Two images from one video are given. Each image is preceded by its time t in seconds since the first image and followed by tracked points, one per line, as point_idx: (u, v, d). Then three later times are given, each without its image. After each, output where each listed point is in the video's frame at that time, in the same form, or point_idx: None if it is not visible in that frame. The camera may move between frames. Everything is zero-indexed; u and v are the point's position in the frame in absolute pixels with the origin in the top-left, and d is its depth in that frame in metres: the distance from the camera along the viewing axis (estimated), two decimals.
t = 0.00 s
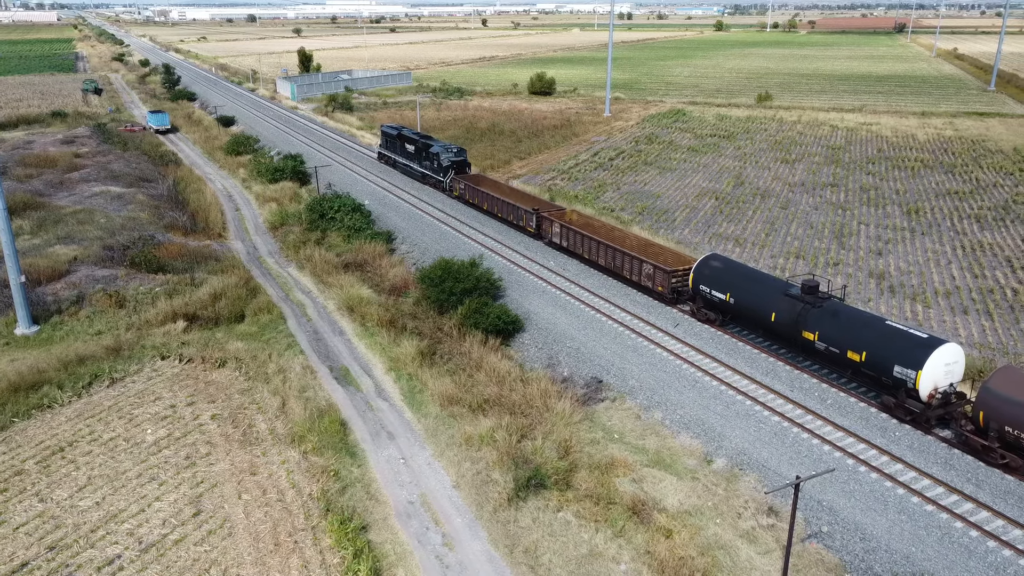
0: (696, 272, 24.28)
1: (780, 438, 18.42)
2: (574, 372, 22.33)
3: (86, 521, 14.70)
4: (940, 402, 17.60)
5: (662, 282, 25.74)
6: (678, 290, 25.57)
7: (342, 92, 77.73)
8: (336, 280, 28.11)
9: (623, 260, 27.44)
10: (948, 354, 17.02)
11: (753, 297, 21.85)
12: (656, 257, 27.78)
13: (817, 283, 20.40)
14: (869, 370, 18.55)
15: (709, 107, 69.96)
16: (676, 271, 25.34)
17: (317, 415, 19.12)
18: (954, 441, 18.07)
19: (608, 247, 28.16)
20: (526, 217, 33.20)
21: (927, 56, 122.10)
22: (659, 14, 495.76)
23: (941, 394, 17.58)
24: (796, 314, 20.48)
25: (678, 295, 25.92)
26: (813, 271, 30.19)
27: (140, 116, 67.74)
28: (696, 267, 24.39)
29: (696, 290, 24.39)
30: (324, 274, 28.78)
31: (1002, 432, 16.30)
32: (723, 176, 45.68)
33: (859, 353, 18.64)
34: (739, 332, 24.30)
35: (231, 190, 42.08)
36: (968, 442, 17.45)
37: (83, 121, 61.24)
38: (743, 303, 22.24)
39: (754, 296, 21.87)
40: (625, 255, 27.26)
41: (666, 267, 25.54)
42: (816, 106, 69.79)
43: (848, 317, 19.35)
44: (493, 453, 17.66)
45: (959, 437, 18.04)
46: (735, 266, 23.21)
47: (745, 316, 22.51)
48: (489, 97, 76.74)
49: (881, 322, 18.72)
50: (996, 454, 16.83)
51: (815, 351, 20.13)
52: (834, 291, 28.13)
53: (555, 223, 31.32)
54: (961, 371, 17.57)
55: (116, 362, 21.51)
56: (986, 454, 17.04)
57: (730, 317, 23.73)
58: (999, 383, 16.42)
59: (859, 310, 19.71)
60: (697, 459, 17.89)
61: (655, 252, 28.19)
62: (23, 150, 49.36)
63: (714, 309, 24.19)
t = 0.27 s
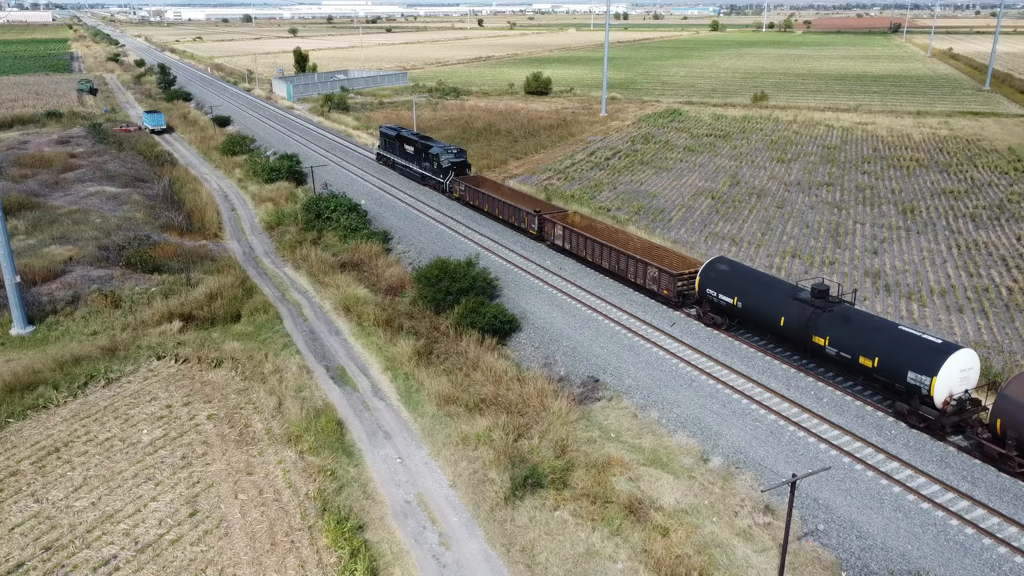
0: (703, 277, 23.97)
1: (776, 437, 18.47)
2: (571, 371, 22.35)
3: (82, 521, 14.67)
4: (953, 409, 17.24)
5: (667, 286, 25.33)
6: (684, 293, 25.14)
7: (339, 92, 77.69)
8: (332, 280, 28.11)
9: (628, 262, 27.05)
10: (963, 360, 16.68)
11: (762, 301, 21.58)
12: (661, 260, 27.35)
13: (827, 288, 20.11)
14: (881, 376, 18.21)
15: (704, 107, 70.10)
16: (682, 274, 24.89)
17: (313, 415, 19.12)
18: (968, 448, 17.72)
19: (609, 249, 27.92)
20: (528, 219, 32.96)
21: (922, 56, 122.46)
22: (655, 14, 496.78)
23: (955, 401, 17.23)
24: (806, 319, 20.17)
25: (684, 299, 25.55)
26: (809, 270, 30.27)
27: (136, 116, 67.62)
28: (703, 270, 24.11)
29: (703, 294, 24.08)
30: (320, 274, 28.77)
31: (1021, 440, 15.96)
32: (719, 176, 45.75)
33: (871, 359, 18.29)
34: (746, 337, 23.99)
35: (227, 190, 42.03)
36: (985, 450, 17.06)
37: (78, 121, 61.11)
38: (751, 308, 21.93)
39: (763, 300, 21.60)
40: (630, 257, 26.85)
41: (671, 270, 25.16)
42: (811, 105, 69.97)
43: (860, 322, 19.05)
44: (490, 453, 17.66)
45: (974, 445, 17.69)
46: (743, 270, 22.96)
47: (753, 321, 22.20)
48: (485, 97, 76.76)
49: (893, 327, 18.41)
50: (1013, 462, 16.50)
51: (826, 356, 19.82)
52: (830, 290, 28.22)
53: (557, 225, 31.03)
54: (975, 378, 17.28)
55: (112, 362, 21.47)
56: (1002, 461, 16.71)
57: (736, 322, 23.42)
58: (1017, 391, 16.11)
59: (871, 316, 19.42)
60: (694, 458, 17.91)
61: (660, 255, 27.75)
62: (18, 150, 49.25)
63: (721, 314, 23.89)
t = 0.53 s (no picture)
0: (710, 280, 23.76)
1: (773, 435, 18.52)
2: (567, 370, 22.38)
3: (78, 521, 14.65)
4: (969, 415, 17.11)
5: (673, 290, 25.12)
6: (690, 297, 25.03)
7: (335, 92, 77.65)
8: (329, 280, 28.13)
9: (632, 265, 26.70)
10: (980, 367, 16.52)
11: (771, 305, 21.37)
12: (666, 263, 27.17)
13: (838, 292, 19.94)
14: (894, 381, 18.03)
15: (700, 107, 70.21)
16: (689, 278, 24.65)
17: (310, 414, 19.13)
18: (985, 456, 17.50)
19: (611, 251, 27.62)
20: (530, 221, 32.57)
21: (918, 56, 122.65)
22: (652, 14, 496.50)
23: (971, 408, 17.08)
24: (817, 324, 19.99)
25: (691, 302, 25.40)
26: (805, 270, 30.35)
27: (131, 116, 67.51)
28: (710, 274, 23.93)
29: (710, 298, 23.88)
30: (317, 274, 28.78)
31: None
32: (715, 176, 45.83)
33: (884, 364, 18.11)
34: (754, 342, 23.79)
35: (223, 190, 41.98)
36: (1002, 458, 16.83)
37: (74, 121, 60.99)
38: (761, 312, 21.74)
39: (772, 304, 21.39)
40: (634, 261, 26.54)
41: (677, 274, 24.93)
42: (807, 105, 70.10)
43: (872, 327, 18.86)
44: (486, 452, 17.67)
45: (990, 453, 17.50)
46: (751, 274, 22.75)
47: (762, 325, 22.00)
48: (481, 97, 76.75)
49: (906, 332, 18.23)
50: None
51: (837, 362, 19.62)
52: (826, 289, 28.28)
53: (560, 227, 30.63)
54: (991, 384, 17.14)
55: (107, 362, 21.44)
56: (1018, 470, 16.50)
57: (744, 326, 23.21)
58: None
59: (882, 320, 19.24)
60: (690, 456, 17.95)
61: (664, 258, 27.49)
62: (13, 150, 49.15)
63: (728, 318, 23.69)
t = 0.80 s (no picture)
0: (717, 283, 23.33)
1: (769, 434, 18.56)
2: (564, 369, 22.39)
3: (74, 522, 14.63)
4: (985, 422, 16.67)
5: (679, 293, 24.73)
6: (696, 301, 24.66)
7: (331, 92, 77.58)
8: (325, 279, 28.10)
9: (637, 269, 26.40)
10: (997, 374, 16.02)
11: (780, 309, 20.93)
12: (671, 266, 26.82)
13: (849, 296, 19.48)
14: (908, 388, 17.60)
15: (696, 107, 70.31)
16: (695, 282, 24.33)
17: (306, 414, 19.13)
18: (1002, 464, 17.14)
19: (616, 254, 27.32)
20: (532, 223, 32.13)
21: (913, 56, 122.96)
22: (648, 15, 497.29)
23: (987, 416, 16.63)
24: (828, 328, 19.54)
25: (697, 306, 25.05)
26: (801, 269, 30.41)
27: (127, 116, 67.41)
28: (717, 277, 23.50)
29: (717, 301, 23.46)
30: (313, 273, 28.76)
31: None
32: (711, 175, 45.89)
33: (898, 371, 17.68)
34: (761, 346, 23.40)
35: (219, 190, 41.92)
36: (1019, 465, 16.56)
37: (69, 122, 60.87)
38: (769, 316, 21.30)
39: (782, 308, 20.97)
40: (640, 265, 26.22)
41: (684, 277, 24.58)
42: (803, 105, 70.24)
43: (885, 332, 18.40)
44: (483, 451, 17.69)
45: (1008, 462, 17.11)
46: (759, 277, 22.33)
47: (770, 330, 21.58)
48: (478, 97, 76.76)
49: (921, 337, 17.77)
50: None
51: (849, 367, 19.20)
52: (822, 288, 28.35)
53: (563, 229, 30.35)
54: (1008, 390, 16.65)
55: (103, 363, 21.39)
56: None
57: (752, 330, 22.81)
58: None
59: (895, 325, 18.79)
60: (687, 455, 17.99)
61: (669, 261, 27.29)
62: (8, 150, 49.05)
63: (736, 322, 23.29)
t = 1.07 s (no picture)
0: (724, 287, 22.95)
1: (765, 432, 18.61)
2: (561, 368, 22.40)
3: (69, 521, 14.60)
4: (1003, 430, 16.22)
5: (686, 296, 24.33)
6: (702, 304, 24.25)
7: (327, 92, 77.51)
8: (322, 279, 28.07)
9: (642, 271, 26.02)
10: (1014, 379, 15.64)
11: (790, 313, 20.61)
12: (676, 268, 26.41)
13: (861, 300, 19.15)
14: (922, 395, 17.30)
15: (693, 106, 70.41)
16: (702, 285, 23.96)
17: (303, 414, 19.12)
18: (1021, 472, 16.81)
19: (621, 257, 26.91)
20: (534, 225, 31.88)
21: (908, 56, 123.27)
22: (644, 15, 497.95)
23: (1006, 423, 16.14)
24: (839, 333, 19.21)
25: (704, 309, 24.69)
26: (797, 268, 30.49)
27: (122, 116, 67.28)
28: (725, 280, 23.17)
29: (724, 305, 23.12)
30: (310, 273, 28.75)
31: None
32: (707, 175, 45.95)
33: (912, 377, 17.36)
34: (770, 350, 23.09)
35: (215, 190, 41.86)
36: None
37: (64, 122, 60.72)
38: (778, 321, 20.98)
39: (792, 312, 20.65)
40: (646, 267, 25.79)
41: (691, 280, 24.17)
42: (799, 105, 70.38)
43: (898, 338, 18.09)
44: (479, 450, 17.71)
45: None
46: (768, 281, 21.97)
47: (779, 334, 21.26)
48: (474, 97, 76.74)
49: (936, 343, 17.46)
50: None
51: (861, 373, 18.87)
52: (818, 287, 28.43)
53: (566, 232, 29.99)
54: None
55: (99, 363, 21.35)
56: None
57: (761, 334, 22.47)
58: None
59: (909, 330, 18.48)
60: (683, 454, 18.02)
61: (675, 263, 26.82)
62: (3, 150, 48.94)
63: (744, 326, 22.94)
